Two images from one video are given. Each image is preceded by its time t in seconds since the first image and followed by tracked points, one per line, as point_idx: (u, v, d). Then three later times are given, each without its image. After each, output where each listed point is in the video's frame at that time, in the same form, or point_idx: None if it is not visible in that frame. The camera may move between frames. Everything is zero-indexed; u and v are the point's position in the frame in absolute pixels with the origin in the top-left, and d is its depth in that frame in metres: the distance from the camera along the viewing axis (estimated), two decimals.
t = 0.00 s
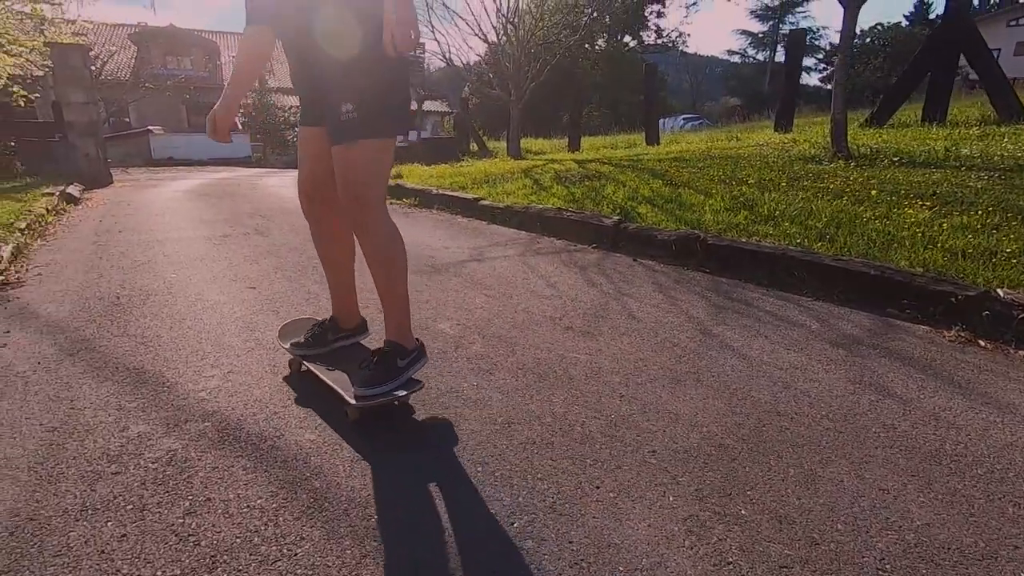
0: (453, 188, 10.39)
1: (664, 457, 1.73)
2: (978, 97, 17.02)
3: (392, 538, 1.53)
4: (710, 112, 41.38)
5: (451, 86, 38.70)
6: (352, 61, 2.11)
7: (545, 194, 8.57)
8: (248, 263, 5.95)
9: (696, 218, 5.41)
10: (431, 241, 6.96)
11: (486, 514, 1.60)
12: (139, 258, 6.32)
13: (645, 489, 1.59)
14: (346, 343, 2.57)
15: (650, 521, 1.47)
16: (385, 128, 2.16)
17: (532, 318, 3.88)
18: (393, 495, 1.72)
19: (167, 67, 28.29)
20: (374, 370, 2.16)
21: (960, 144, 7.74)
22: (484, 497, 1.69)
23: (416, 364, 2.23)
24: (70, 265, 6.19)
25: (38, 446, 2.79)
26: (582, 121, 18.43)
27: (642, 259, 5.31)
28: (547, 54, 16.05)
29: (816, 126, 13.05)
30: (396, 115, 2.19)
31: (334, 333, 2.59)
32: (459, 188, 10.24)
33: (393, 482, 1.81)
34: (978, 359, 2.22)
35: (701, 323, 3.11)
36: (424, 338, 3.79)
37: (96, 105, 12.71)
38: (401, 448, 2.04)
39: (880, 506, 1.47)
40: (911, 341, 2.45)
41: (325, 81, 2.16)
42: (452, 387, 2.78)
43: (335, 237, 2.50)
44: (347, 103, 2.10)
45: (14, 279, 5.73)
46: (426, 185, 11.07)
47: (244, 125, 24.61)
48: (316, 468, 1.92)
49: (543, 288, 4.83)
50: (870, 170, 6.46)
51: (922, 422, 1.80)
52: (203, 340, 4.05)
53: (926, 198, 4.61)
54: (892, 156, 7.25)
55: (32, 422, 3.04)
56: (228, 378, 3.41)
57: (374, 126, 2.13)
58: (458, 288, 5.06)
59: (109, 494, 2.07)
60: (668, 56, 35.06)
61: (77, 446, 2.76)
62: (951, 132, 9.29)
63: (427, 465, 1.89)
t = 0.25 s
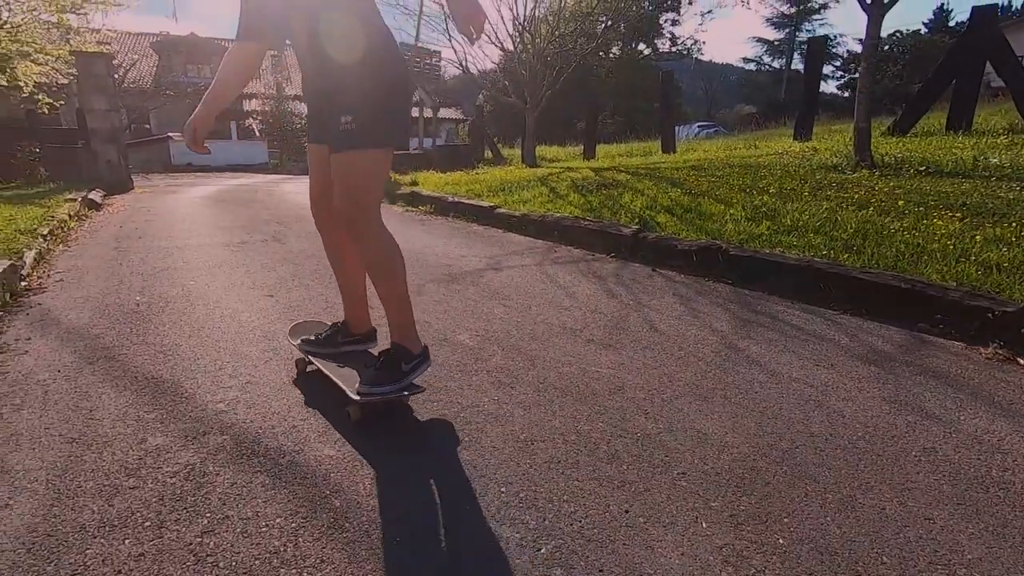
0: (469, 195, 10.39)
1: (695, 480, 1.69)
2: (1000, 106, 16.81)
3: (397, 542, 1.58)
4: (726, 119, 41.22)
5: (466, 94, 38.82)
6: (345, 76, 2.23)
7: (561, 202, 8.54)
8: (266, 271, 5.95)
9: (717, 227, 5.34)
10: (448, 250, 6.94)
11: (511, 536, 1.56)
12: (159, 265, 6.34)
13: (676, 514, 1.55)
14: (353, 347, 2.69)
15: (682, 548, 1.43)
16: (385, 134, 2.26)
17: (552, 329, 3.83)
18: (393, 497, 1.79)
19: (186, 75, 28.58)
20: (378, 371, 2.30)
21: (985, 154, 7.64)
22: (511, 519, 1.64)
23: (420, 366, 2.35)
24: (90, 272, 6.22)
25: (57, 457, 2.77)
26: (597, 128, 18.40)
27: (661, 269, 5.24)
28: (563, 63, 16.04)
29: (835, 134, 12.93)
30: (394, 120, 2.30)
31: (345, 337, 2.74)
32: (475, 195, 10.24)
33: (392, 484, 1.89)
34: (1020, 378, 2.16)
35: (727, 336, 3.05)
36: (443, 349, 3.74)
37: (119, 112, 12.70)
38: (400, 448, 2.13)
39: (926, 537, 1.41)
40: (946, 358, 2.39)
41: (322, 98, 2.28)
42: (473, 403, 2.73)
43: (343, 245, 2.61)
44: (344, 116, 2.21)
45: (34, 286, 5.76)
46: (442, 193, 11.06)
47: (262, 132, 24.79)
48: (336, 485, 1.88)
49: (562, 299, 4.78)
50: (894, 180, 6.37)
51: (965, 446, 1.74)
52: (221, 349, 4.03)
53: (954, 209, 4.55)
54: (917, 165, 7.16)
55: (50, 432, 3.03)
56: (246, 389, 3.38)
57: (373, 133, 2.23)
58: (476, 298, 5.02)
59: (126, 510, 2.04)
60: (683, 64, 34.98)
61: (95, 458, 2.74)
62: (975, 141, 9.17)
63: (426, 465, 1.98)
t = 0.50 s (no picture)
0: (485, 203, 10.37)
1: (729, 507, 1.65)
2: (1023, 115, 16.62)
3: (400, 549, 1.64)
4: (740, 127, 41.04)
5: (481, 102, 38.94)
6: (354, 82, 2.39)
7: (579, 211, 8.48)
8: (283, 279, 5.95)
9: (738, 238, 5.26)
10: (465, 258, 6.90)
11: (539, 565, 1.53)
12: (178, 272, 6.36)
13: (712, 547, 1.51)
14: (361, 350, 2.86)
15: None
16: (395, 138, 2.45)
17: (572, 341, 3.78)
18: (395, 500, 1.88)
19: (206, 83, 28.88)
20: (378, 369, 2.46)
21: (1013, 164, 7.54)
22: (538, 545, 1.60)
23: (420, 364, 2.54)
24: (110, 278, 6.24)
25: (74, 470, 2.75)
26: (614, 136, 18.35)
27: (682, 280, 5.17)
28: (578, 72, 16.01)
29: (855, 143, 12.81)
30: (398, 125, 2.47)
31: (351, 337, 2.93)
32: (491, 203, 10.22)
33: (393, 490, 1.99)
34: None
35: (753, 351, 2.98)
36: (461, 362, 3.70)
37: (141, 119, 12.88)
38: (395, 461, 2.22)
39: (978, 574, 1.37)
40: (985, 378, 2.32)
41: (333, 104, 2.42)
42: (493, 421, 2.67)
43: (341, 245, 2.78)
44: (352, 120, 2.37)
45: (55, 293, 5.79)
46: (458, 200, 11.02)
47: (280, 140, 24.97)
48: (357, 504, 1.84)
49: (582, 310, 4.72)
50: (922, 190, 6.26)
51: (1011, 476, 1.69)
52: (239, 359, 4.01)
53: (986, 221, 4.47)
54: (944, 175, 7.07)
55: (68, 444, 3.01)
56: (264, 401, 3.35)
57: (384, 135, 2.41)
58: (494, 308, 4.98)
59: (143, 527, 2.00)
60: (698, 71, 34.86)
61: (112, 471, 2.72)
62: (1002, 151, 9.05)
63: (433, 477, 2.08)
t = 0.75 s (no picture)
0: (501, 211, 10.34)
1: (762, 537, 1.62)
2: None
3: (386, 555, 1.78)
4: (758, 135, 40.75)
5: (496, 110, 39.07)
6: (363, 89, 2.57)
7: (597, 220, 8.42)
8: (300, 288, 5.93)
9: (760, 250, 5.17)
10: (482, 268, 6.86)
11: None
12: (196, 279, 6.37)
13: None
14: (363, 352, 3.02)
15: None
16: (402, 146, 2.60)
17: (593, 355, 3.73)
18: (383, 513, 1.99)
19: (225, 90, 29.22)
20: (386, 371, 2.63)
21: None
22: None
23: (421, 367, 2.77)
24: (130, 285, 6.27)
25: (91, 484, 2.72)
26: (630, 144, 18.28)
27: (703, 292, 5.09)
28: (595, 80, 15.98)
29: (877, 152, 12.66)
30: (406, 131, 2.63)
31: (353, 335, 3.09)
32: (508, 212, 10.18)
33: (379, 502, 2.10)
34: None
35: (780, 368, 2.92)
36: (480, 376, 3.64)
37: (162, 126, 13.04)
38: (390, 464, 2.36)
39: None
40: None
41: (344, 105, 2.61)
42: (515, 440, 2.61)
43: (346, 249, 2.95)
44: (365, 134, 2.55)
45: (75, 299, 5.82)
46: (475, 208, 10.99)
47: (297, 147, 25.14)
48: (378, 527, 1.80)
49: (602, 322, 4.66)
50: (950, 201, 6.15)
51: None
52: (256, 370, 3.98)
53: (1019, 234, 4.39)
54: (972, 186, 6.95)
55: (86, 456, 2.98)
56: (281, 414, 3.31)
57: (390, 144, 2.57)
58: (513, 319, 4.93)
59: (159, 546, 1.97)
60: (715, 78, 34.69)
61: (128, 486, 2.69)
62: None
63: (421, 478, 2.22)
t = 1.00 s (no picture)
0: (517, 220, 10.31)
1: (795, 571, 1.57)
2: None
3: (380, 542, 1.98)
4: (776, 143, 40.49)
5: (512, 118, 39.17)
6: (364, 103, 2.72)
7: (614, 229, 8.35)
8: (317, 297, 5.91)
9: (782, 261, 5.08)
10: (499, 278, 6.81)
11: None
12: (214, 287, 6.37)
13: None
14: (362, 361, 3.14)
15: None
16: (408, 158, 2.76)
17: (612, 369, 3.68)
18: (381, 506, 2.18)
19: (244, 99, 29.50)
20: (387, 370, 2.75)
21: None
22: None
23: (420, 368, 2.94)
24: (148, 292, 6.29)
25: (104, 500, 2.68)
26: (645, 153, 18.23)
27: (724, 304, 5.01)
28: (611, 89, 15.93)
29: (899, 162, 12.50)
30: (413, 149, 2.78)
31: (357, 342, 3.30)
32: (523, 221, 10.14)
33: (386, 514, 2.14)
34: None
35: (807, 386, 2.84)
36: (498, 391, 3.58)
37: (183, 133, 13.22)
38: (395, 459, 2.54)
39: None
40: None
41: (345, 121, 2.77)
42: (536, 462, 2.54)
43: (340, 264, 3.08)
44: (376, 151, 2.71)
45: (95, 307, 5.83)
46: (490, 217, 10.96)
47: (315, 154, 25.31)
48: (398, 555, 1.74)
49: (621, 335, 4.58)
50: (979, 213, 6.03)
51: None
52: (272, 382, 3.95)
53: None
54: (1000, 197, 6.83)
55: (101, 470, 2.95)
56: (297, 429, 3.27)
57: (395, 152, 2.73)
58: (530, 331, 4.86)
59: (172, 568, 1.92)
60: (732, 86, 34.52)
61: (142, 503, 2.65)
62: None
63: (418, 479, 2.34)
